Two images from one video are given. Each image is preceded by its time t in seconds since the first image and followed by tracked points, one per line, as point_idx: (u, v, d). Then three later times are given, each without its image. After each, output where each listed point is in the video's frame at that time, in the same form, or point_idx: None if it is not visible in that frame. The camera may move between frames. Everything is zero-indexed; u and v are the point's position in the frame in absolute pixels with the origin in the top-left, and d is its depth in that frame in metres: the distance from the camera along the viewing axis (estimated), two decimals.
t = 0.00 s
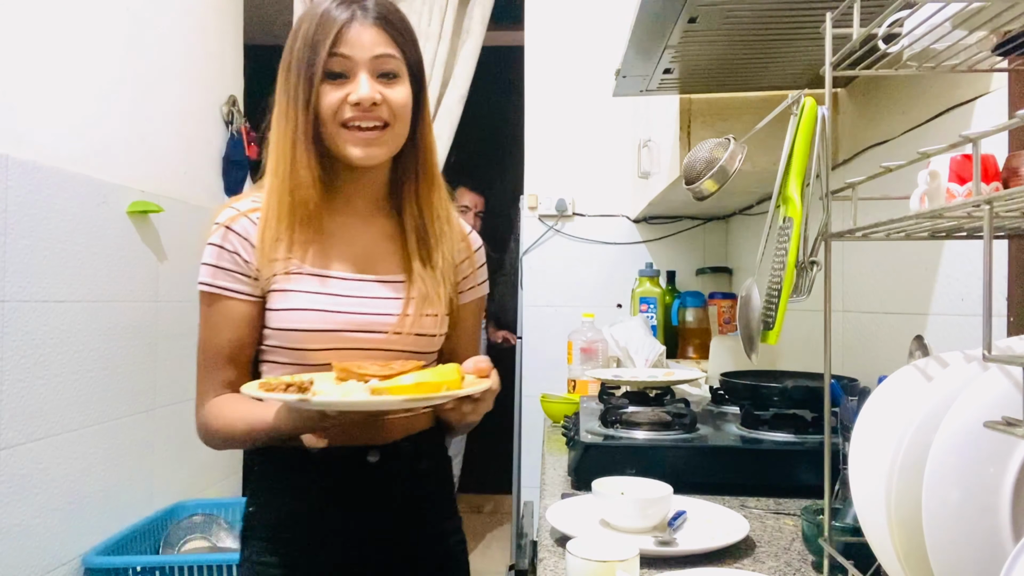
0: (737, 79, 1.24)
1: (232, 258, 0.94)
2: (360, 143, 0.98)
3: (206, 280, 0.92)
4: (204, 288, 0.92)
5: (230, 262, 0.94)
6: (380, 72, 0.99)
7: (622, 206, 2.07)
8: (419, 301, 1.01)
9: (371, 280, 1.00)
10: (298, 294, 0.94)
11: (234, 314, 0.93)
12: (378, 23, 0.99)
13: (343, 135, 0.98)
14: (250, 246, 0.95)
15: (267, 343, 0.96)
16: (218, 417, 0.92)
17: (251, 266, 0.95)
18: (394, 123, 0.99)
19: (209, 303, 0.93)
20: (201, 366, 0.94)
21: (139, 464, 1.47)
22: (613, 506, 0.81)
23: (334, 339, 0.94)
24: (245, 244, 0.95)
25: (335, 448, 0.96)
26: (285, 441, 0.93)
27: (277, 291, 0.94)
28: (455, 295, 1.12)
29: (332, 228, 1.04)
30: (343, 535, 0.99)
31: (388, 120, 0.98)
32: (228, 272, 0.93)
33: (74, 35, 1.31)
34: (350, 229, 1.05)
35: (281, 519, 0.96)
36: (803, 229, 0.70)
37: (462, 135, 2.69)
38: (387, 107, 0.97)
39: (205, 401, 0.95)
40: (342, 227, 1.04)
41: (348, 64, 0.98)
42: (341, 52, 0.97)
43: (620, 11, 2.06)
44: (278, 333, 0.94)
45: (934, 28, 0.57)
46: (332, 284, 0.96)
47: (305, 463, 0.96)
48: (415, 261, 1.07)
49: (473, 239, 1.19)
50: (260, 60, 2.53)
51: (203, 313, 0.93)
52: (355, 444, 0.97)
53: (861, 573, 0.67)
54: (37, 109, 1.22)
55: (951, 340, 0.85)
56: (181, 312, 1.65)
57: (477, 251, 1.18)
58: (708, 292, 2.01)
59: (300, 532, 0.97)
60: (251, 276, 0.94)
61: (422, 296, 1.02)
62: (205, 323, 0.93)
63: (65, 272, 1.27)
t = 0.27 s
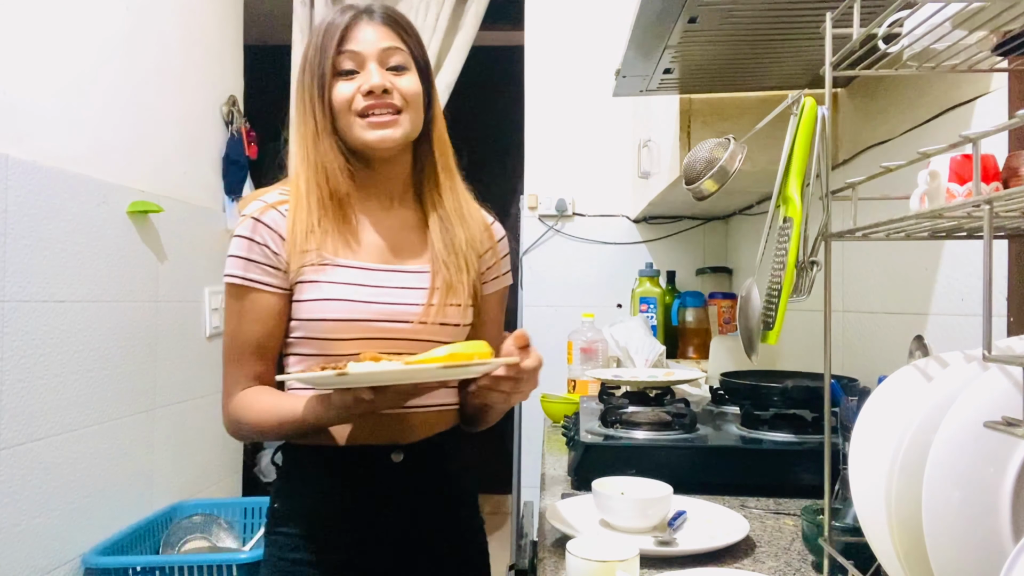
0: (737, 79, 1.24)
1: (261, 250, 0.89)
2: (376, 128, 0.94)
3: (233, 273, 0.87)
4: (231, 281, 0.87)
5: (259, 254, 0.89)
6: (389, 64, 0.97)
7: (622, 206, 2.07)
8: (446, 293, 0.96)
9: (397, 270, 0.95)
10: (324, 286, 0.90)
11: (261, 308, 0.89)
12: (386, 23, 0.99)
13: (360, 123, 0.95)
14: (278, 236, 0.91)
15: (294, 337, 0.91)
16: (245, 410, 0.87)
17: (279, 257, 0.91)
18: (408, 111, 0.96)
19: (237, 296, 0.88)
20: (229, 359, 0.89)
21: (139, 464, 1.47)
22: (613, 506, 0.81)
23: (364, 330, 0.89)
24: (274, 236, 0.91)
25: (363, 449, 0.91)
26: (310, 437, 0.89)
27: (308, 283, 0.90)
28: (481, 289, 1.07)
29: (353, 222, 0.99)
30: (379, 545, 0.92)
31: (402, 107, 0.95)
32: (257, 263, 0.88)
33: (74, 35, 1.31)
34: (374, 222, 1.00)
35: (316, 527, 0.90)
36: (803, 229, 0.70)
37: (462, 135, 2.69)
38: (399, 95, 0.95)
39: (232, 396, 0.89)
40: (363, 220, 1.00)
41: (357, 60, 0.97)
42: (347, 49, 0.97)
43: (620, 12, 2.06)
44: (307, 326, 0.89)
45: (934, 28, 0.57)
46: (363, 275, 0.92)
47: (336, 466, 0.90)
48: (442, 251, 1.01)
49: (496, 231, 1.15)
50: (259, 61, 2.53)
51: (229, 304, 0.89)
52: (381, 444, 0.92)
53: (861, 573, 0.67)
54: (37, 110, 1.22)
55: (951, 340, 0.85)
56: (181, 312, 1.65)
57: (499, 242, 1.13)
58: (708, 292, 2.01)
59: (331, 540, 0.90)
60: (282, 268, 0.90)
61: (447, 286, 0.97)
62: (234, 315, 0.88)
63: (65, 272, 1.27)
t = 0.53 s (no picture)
0: (737, 79, 1.24)
1: (276, 250, 0.90)
2: (392, 133, 0.94)
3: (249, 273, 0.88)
4: (248, 282, 0.88)
5: (275, 254, 0.90)
6: (408, 69, 0.97)
7: (622, 206, 2.07)
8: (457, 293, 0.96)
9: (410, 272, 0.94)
10: (336, 285, 0.90)
11: (277, 307, 0.90)
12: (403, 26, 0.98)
13: (377, 127, 0.95)
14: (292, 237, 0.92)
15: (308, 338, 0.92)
16: (260, 409, 0.87)
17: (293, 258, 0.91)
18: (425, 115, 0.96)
19: (253, 296, 0.89)
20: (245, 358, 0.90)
21: (139, 464, 1.47)
22: (613, 507, 0.81)
23: (377, 330, 0.89)
24: (290, 237, 0.92)
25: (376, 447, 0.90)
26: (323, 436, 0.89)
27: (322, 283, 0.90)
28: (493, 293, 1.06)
29: (365, 224, 0.99)
30: (395, 544, 0.91)
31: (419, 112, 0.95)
32: (273, 264, 0.89)
33: (75, 35, 1.31)
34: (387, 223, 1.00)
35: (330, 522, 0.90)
36: (803, 229, 0.70)
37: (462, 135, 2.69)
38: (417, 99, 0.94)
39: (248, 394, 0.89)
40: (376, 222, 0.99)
41: (376, 64, 0.96)
42: (367, 53, 0.96)
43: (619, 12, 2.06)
44: (320, 326, 0.89)
45: (934, 28, 0.57)
46: (374, 275, 0.91)
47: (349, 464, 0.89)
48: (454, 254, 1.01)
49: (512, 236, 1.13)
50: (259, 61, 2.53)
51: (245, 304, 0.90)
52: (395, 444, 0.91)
53: (861, 573, 0.67)
54: (37, 110, 1.22)
55: (951, 341, 0.85)
56: (181, 312, 1.64)
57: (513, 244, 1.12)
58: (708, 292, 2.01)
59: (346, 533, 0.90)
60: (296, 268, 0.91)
61: (458, 288, 0.96)
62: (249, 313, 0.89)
63: (65, 272, 1.27)
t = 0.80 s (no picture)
0: (737, 79, 1.24)
1: (284, 250, 0.90)
2: (417, 134, 0.94)
3: (257, 273, 0.88)
4: (256, 281, 0.89)
5: (282, 255, 0.90)
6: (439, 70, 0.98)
7: (622, 206, 2.07)
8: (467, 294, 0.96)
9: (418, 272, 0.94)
10: (342, 285, 0.90)
11: (285, 308, 0.90)
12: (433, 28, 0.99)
13: (400, 127, 0.94)
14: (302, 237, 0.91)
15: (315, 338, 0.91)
16: (267, 409, 0.87)
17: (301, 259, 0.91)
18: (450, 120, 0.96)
19: (261, 295, 0.89)
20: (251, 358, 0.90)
21: (139, 464, 1.47)
22: (613, 506, 0.81)
23: (385, 329, 0.88)
24: (298, 237, 0.91)
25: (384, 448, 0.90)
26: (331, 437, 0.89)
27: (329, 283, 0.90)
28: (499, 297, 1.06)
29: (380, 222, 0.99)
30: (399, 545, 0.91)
31: (444, 114, 0.95)
32: (281, 264, 0.89)
33: (75, 34, 1.31)
34: (399, 222, 0.99)
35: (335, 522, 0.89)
36: (803, 229, 0.70)
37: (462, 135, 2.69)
38: (446, 101, 0.95)
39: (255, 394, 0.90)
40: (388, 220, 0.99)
41: (410, 58, 0.96)
42: (401, 50, 0.96)
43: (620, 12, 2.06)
44: (326, 326, 0.89)
45: (934, 28, 0.57)
46: (383, 276, 0.91)
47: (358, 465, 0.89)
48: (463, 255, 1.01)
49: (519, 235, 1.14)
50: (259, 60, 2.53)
51: (254, 303, 0.90)
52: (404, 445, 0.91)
53: (861, 573, 0.67)
54: (37, 110, 1.22)
55: (951, 341, 0.85)
56: (181, 312, 1.64)
57: (521, 245, 1.12)
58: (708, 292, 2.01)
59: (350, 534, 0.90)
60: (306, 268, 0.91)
61: (467, 288, 0.97)
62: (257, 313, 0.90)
63: (65, 272, 1.27)
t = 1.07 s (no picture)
0: (737, 79, 1.24)
1: (310, 254, 0.86)
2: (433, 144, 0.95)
3: (280, 281, 0.83)
4: (281, 287, 0.83)
5: (307, 261, 0.85)
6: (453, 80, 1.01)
7: (622, 206, 2.07)
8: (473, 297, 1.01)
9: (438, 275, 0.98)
10: (375, 291, 0.89)
11: (305, 317, 0.85)
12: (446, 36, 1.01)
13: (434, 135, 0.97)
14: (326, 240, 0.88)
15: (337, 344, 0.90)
16: (295, 419, 0.83)
17: (325, 262, 0.87)
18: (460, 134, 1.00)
19: (284, 301, 0.84)
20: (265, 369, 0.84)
21: (139, 464, 1.47)
22: (612, 506, 0.81)
23: (416, 332, 0.91)
24: (320, 240, 0.87)
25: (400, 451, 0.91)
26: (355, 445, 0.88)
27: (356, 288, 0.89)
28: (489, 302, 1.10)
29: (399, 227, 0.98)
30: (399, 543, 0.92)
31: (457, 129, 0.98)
32: (307, 270, 0.85)
33: (75, 34, 1.31)
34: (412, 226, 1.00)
35: (348, 529, 0.91)
36: (803, 229, 0.70)
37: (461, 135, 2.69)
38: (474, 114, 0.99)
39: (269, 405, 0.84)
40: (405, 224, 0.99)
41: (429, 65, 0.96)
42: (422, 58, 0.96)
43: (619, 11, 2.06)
44: (357, 333, 0.89)
45: (934, 28, 0.57)
46: (411, 279, 0.93)
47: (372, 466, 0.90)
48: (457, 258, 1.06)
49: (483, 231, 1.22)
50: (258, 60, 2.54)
51: (268, 316, 0.84)
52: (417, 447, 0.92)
53: (861, 573, 0.67)
54: (37, 110, 1.22)
55: (951, 341, 0.85)
56: (181, 312, 1.64)
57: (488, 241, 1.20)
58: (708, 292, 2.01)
59: (364, 537, 0.91)
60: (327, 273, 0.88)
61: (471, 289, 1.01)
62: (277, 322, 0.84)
63: (65, 272, 1.27)
